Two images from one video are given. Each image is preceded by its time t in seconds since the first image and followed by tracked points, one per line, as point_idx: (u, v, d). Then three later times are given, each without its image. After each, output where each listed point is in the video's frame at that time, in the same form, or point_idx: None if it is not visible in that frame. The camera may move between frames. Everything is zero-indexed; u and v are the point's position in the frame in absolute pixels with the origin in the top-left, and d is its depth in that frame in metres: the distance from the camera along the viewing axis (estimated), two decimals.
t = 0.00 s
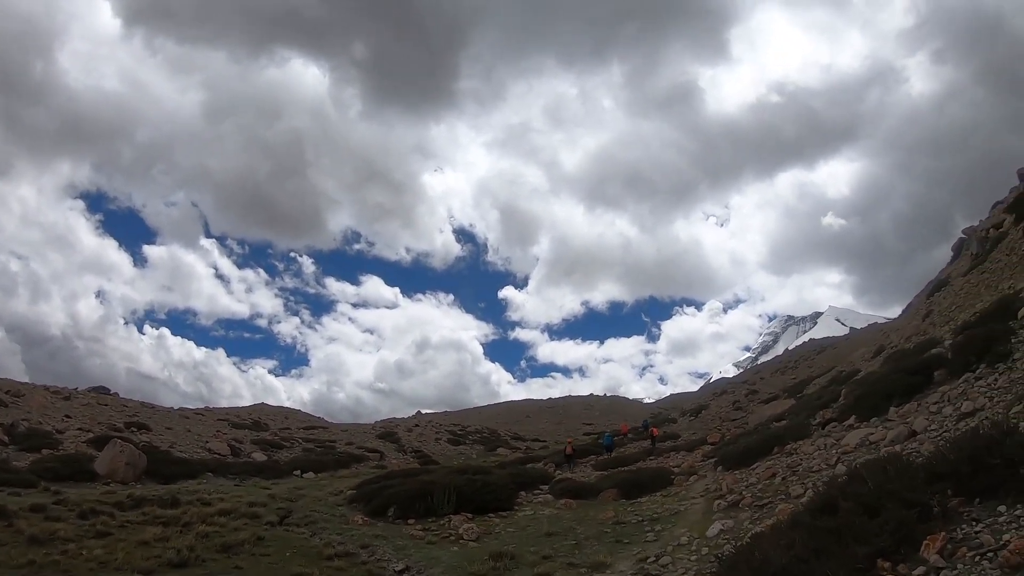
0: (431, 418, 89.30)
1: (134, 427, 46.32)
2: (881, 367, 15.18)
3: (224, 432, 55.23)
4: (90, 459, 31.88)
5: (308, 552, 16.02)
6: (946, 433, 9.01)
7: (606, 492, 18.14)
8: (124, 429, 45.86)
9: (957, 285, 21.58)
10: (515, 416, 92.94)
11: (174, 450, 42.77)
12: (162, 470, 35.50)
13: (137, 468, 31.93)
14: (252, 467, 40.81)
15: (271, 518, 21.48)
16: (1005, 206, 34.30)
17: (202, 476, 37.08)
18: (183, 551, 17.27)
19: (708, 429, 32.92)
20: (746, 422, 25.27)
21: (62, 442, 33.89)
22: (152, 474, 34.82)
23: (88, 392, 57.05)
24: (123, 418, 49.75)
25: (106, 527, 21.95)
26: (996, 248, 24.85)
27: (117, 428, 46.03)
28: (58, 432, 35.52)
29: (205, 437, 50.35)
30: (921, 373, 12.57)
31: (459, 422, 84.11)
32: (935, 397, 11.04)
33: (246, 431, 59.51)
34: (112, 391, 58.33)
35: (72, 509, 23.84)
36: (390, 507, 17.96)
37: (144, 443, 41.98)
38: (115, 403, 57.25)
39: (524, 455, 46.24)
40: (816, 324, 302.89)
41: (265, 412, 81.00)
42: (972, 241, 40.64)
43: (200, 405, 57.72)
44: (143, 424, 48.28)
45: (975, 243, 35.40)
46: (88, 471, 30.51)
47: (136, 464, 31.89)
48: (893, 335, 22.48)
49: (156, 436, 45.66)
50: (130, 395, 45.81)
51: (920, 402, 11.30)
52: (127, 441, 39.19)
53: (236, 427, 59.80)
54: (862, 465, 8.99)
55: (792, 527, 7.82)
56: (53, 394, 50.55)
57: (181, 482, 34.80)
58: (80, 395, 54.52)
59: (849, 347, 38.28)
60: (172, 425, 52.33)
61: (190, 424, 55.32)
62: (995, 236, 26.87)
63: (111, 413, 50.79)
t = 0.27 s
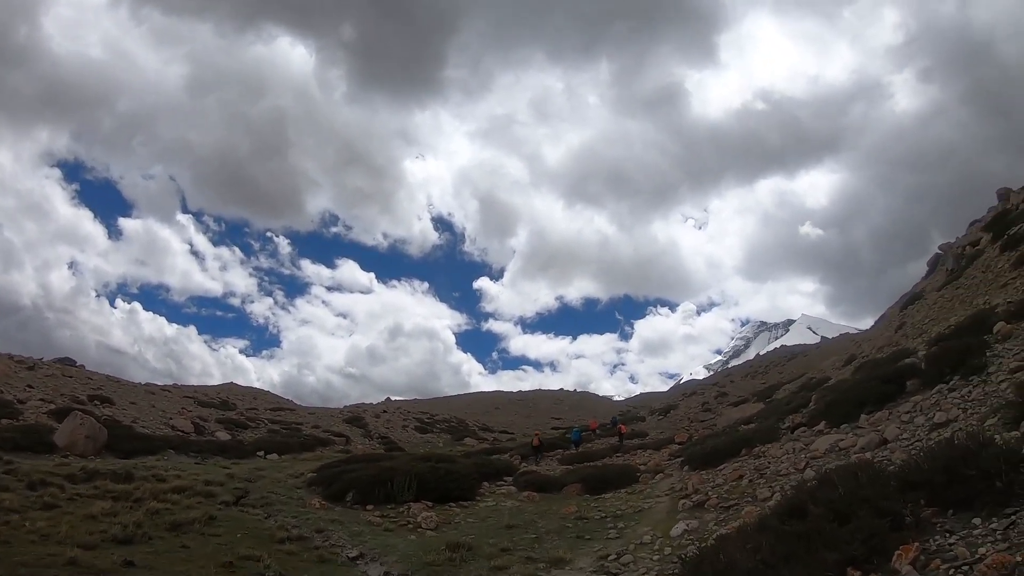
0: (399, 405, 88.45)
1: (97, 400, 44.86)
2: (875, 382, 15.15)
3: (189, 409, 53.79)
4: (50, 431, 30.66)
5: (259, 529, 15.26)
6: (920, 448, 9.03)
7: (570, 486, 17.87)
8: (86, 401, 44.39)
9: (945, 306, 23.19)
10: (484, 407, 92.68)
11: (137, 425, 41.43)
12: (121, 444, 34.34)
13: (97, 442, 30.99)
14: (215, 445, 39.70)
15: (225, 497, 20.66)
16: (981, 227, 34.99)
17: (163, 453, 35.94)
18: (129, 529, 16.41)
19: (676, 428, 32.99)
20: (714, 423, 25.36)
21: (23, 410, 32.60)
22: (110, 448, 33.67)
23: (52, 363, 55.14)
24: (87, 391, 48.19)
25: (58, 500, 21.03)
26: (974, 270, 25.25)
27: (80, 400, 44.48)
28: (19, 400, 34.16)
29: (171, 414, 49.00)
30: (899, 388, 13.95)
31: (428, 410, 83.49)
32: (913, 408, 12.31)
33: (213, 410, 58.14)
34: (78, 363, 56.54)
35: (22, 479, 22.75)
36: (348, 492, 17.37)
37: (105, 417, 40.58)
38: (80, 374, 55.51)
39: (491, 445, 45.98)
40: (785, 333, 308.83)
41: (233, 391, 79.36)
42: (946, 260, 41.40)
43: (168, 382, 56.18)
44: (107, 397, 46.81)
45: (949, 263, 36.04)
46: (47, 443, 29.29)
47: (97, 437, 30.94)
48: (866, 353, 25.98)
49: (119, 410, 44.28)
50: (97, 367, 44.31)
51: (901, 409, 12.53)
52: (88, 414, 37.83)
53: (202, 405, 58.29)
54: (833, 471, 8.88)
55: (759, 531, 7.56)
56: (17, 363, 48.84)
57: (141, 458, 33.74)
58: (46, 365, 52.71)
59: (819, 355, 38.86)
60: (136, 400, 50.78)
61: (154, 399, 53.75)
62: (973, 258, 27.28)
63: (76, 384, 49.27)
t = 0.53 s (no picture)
0: (374, 405, 87.28)
1: (65, 392, 43.42)
2: (857, 405, 17.17)
3: (160, 403, 52.21)
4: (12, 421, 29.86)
5: (217, 532, 13.48)
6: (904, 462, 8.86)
7: (541, 491, 17.45)
8: (54, 392, 42.86)
9: (925, 323, 24.02)
10: (459, 408, 91.97)
11: (105, 419, 40.00)
12: (86, 438, 32.98)
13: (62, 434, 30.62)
14: (183, 441, 38.37)
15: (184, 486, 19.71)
16: (957, 244, 35.51)
17: (129, 448, 34.56)
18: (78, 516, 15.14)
19: (651, 434, 32.80)
20: (690, 430, 25.25)
21: None
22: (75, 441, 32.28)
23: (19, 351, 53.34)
24: (55, 382, 46.64)
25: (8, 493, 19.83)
26: (952, 285, 25.51)
27: (47, 391, 42.87)
28: None
29: (140, 407, 47.48)
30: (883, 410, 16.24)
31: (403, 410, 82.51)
32: (893, 420, 13.08)
33: (185, 405, 56.62)
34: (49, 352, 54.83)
35: None
36: (313, 493, 16.63)
37: (71, 409, 39.03)
38: (49, 364, 53.77)
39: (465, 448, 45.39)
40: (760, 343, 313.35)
41: (206, 386, 77.48)
42: (922, 274, 41.94)
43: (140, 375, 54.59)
44: (75, 389, 45.31)
45: (925, 278, 36.48)
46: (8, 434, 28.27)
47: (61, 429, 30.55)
48: (838, 362, 28.62)
49: (87, 403, 42.83)
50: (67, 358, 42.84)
51: (883, 421, 13.19)
52: (55, 405, 36.48)
53: (173, 400, 56.66)
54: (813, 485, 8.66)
55: (734, 545, 7.21)
56: None
57: (106, 452, 32.52)
58: (15, 354, 50.94)
59: (795, 365, 39.25)
60: (105, 393, 49.18)
61: (124, 393, 52.15)
62: (951, 274, 27.56)
63: (43, 375, 47.68)
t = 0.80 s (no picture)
0: (352, 408, 86.14)
1: (36, 390, 42.07)
2: (838, 412, 17.28)
3: (132, 403, 50.71)
4: None
5: (179, 535, 11.75)
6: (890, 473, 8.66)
7: (515, 498, 17.01)
8: (24, 390, 41.44)
9: (905, 331, 24.21)
10: (438, 412, 91.15)
11: (76, 417, 38.63)
12: (56, 438, 31.79)
13: (31, 433, 30.11)
14: (154, 441, 37.12)
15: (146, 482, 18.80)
16: (936, 255, 35.90)
17: (99, 448, 33.28)
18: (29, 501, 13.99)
19: (630, 441, 32.52)
20: (668, 437, 25.04)
21: None
22: (46, 441, 31.11)
23: None
24: (26, 379, 45.26)
25: None
26: (932, 295, 25.68)
27: (15, 388, 41.38)
28: None
29: (112, 407, 46.01)
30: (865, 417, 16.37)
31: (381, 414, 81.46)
32: (876, 428, 13.01)
33: (159, 404, 55.14)
34: (21, 348, 53.24)
35: None
36: (279, 497, 15.89)
37: (40, 407, 37.65)
38: (20, 360, 52.16)
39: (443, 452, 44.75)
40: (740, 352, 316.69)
41: (182, 387, 75.74)
42: (900, 285, 42.41)
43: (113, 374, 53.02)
44: (46, 387, 43.92)
45: (904, 289, 36.84)
46: None
47: (30, 428, 30.07)
48: (818, 369, 28.75)
49: (59, 401, 41.47)
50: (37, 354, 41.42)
51: (865, 430, 13.12)
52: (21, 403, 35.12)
53: (147, 399, 55.15)
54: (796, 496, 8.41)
55: (711, 558, 6.86)
56: None
57: (77, 451, 31.39)
58: None
59: (774, 373, 39.38)
60: (78, 391, 47.74)
61: (97, 392, 50.66)
62: (931, 284, 27.79)
63: (14, 372, 46.25)
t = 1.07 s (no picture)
0: (347, 412, 85.54)
1: (27, 390, 41.54)
2: (836, 416, 17.04)
3: (123, 404, 50.12)
4: None
5: (155, 538, 11.09)
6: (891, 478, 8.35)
7: (506, 503, 16.63)
8: (14, 390, 40.92)
9: (903, 336, 23.96)
10: (434, 417, 90.56)
11: (64, 418, 38.09)
12: (46, 438, 31.31)
13: (17, 433, 29.67)
14: (143, 443, 36.59)
15: (129, 482, 18.30)
16: (934, 260, 35.72)
17: (89, 449, 32.71)
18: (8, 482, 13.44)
19: (626, 446, 32.13)
20: (664, 442, 24.73)
21: None
22: (36, 441, 30.66)
23: None
24: (17, 380, 44.72)
25: None
26: (930, 299, 25.45)
27: (4, 388, 40.83)
28: None
29: (102, 408, 45.43)
30: (864, 421, 16.10)
31: (376, 418, 80.90)
32: (875, 432, 12.75)
33: (151, 406, 54.53)
34: (13, 349, 52.67)
35: None
36: (264, 500, 15.49)
37: (30, 407, 37.08)
38: (12, 360, 51.60)
39: (437, 456, 44.32)
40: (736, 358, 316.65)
41: (176, 389, 75.10)
42: (898, 290, 42.21)
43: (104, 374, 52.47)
44: (37, 387, 43.43)
45: (902, 294, 36.64)
46: None
47: (17, 429, 29.63)
48: (815, 374, 28.47)
49: (48, 401, 40.91)
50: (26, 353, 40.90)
51: (865, 434, 12.87)
52: (9, 403, 34.61)
53: (140, 401, 54.53)
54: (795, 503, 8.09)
55: (704, 567, 6.53)
56: None
57: (68, 452, 30.89)
58: None
59: (771, 378, 39.11)
60: (70, 392, 47.15)
61: (89, 393, 50.08)
62: (929, 289, 27.58)
63: (5, 372, 45.75)
